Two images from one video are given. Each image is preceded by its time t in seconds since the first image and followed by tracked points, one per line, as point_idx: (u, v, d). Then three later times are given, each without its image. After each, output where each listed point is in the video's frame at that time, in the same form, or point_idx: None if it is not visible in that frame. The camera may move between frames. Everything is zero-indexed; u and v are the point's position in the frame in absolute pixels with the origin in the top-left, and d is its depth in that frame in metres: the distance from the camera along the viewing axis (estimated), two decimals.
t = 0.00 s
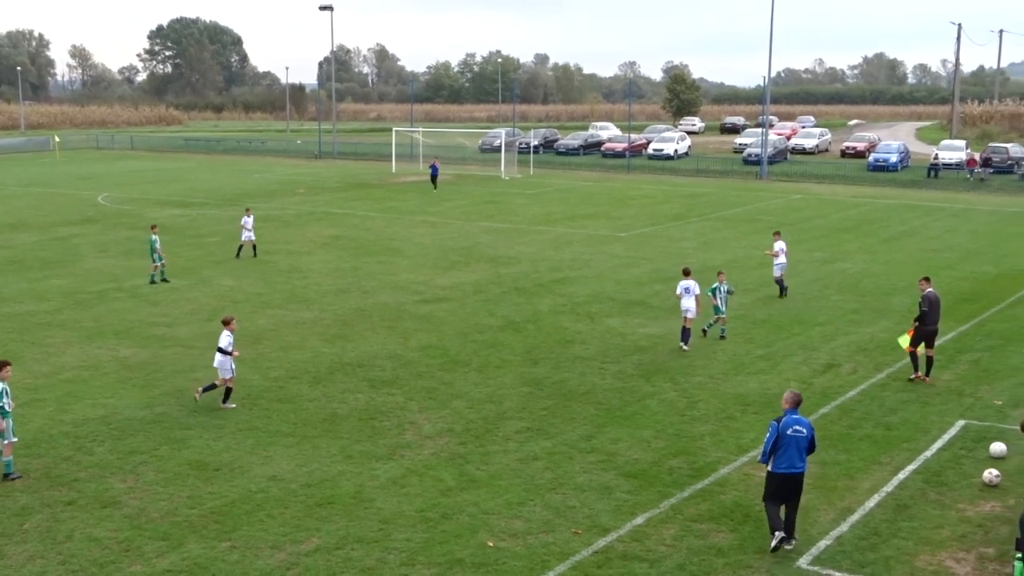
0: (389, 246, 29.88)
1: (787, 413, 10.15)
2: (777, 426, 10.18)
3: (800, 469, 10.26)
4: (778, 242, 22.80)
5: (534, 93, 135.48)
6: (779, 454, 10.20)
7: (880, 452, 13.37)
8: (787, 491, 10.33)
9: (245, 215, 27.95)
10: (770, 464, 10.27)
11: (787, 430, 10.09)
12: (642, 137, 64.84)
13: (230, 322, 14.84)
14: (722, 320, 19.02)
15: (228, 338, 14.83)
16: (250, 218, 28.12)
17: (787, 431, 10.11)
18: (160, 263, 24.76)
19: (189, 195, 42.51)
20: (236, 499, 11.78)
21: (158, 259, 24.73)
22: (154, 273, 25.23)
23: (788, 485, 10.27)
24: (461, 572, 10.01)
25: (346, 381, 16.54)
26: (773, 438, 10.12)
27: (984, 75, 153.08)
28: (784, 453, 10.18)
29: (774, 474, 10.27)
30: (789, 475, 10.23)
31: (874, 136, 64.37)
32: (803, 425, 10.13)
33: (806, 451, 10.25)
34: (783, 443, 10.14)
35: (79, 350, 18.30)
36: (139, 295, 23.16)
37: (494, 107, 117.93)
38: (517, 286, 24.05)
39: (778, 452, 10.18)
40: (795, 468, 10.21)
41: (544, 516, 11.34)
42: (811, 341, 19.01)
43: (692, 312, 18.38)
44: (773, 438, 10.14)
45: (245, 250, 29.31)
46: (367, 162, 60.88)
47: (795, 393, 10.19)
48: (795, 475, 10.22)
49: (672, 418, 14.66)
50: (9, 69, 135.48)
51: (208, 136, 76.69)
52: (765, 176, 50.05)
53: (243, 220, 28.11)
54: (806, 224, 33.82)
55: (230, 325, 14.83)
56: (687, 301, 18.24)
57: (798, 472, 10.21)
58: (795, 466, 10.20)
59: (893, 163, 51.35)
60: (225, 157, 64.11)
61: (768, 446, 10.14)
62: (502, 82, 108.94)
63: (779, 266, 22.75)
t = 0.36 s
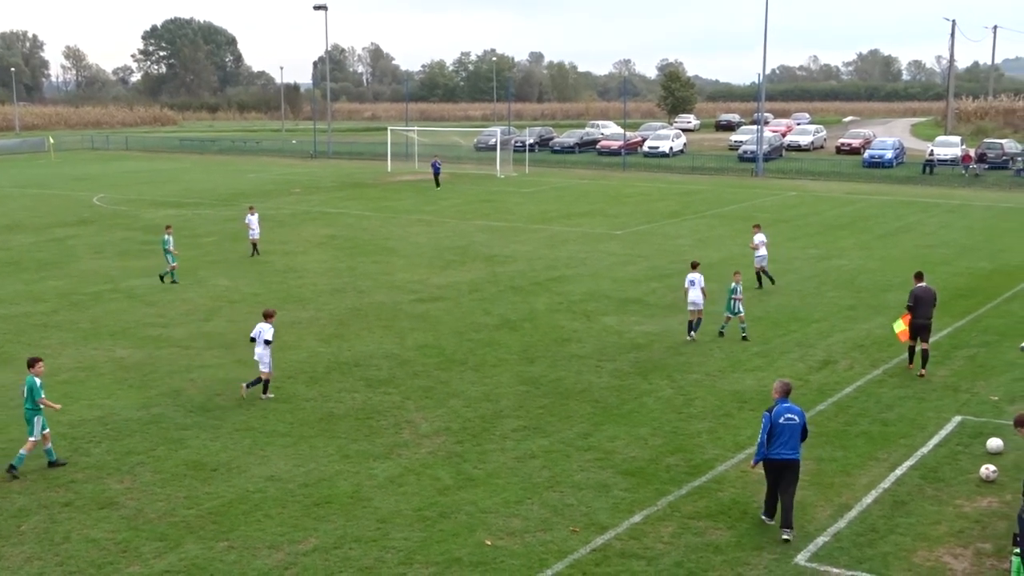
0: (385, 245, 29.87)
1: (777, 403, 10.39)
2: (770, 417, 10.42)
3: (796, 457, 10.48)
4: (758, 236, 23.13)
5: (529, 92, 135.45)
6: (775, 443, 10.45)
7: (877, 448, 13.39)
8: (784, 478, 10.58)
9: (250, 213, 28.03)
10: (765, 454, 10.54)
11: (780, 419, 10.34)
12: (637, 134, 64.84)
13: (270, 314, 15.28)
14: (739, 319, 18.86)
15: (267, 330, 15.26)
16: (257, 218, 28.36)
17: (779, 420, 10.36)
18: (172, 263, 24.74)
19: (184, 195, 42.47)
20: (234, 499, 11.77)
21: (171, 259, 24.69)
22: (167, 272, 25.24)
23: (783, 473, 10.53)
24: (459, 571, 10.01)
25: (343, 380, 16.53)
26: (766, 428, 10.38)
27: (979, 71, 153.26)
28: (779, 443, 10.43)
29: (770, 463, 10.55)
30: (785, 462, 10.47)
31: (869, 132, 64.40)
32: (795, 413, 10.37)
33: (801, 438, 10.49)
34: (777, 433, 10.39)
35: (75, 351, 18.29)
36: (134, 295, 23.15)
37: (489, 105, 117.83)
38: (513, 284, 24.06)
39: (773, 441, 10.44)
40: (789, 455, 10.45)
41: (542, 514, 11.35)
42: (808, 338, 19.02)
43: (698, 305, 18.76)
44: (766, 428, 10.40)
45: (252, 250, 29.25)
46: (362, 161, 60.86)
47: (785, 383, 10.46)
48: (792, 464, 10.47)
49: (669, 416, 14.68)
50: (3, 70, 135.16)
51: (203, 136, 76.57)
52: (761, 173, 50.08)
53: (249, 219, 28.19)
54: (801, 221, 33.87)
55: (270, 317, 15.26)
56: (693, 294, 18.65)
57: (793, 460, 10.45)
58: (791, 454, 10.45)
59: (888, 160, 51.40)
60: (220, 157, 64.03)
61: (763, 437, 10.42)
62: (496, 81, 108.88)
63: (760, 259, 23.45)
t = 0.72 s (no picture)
0: (384, 245, 29.87)
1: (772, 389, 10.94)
2: (763, 400, 10.99)
3: (788, 441, 10.99)
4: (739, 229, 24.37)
5: (526, 91, 135.38)
6: (769, 427, 11.00)
7: (876, 446, 13.39)
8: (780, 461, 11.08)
9: (255, 213, 28.10)
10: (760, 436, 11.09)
11: (772, 404, 10.88)
12: (635, 133, 64.87)
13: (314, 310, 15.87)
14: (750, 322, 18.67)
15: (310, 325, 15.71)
16: (262, 216, 28.41)
17: (772, 405, 10.90)
18: (185, 264, 24.46)
19: (181, 196, 42.44)
20: (233, 500, 11.77)
21: (183, 260, 24.37)
22: (182, 274, 25.14)
23: (776, 456, 11.04)
24: (459, 571, 10.02)
25: (342, 381, 16.52)
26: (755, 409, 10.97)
27: (977, 70, 153.40)
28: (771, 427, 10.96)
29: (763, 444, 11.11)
30: (777, 446, 10.99)
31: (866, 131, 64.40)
32: (788, 400, 10.88)
33: (796, 424, 10.99)
34: (770, 417, 10.94)
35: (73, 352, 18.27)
36: (132, 296, 23.13)
37: (487, 105, 117.84)
38: (511, 284, 24.07)
39: (766, 425, 11.00)
40: (782, 439, 10.97)
41: (541, 513, 11.35)
42: (806, 337, 19.03)
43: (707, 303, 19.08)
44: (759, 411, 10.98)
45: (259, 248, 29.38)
46: (359, 161, 60.84)
47: (781, 370, 10.98)
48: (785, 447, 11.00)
49: (668, 414, 14.69)
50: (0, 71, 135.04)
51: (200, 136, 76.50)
52: (758, 172, 50.08)
53: (255, 217, 28.22)
54: (798, 220, 33.87)
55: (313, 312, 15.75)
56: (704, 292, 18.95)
57: (786, 444, 10.96)
58: (782, 438, 10.96)
59: (886, 158, 51.42)
60: (218, 157, 63.98)
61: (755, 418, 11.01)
62: (494, 80, 108.80)
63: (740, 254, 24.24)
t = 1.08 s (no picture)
0: (381, 244, 29.84)
1: (775, 376, 11.36)
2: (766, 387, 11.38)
3: (790, 428, 11.31)
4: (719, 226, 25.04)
5: (524, 91, 135.34)
6: (769, 413, 11.35)
7: (872, 446, 13.41)
8: (779, 448, 11.41)
9: (258, 212, 28.16)
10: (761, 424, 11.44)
11: (774, 390, 11.27)
12: (632, 133, 64.85)
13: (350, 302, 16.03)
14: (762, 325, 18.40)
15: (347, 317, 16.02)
16: (266, 214, 28.57)
17: (774, 392, 11.28)
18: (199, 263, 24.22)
19: (178, 195, 42.36)
20: (229, 499, 11.75)
21: (194, 258, 24.07)
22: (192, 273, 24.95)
23: (777, 443, 11.35)
24: (454, 570, 10.01)
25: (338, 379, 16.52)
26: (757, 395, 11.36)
27: (974, 70, 153.63)
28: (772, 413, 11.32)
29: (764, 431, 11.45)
30: (779, 433, 11.31)
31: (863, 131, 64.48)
32: (790, 388, 11.24)
33: (797, 412, 11.32)
34: (772, 404, 11.29)
35: (69, 351, 18.23)
36: (129, 295, 23.08)
37: (484, 104, 117.70)
38: (508, 283, 24.06)
39: (768, 412, 11.36)
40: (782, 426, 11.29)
41: (537, 513, 11.35)
42: (803, 337, 19.05)
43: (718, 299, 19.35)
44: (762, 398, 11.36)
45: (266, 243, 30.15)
46: (356, 160, 60.79)
47: (785, 360, 11.38)
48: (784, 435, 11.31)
49: (664, 414, 14.70)
50: None
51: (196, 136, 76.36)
52: (755, 172, 50.12)
53: (260, 217, 28.41)
54: (795, 220, 33.90)
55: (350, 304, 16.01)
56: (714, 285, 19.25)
57: (786, 430, 11.28)
58: (783, 425, 11.29)
59: (882, 159, 51.52)
60: (214, 156, 63.87)
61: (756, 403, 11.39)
62: (491, 80, 108.71)
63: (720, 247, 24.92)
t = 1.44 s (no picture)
0: (378, 243, 29.82)
1: (772, 372, 11.52)
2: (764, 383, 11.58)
3: (786, 420, 11.64)
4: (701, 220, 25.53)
5: (520, 90, 135.37)
6: (769, 407, 11.59)
7: (868, 446, 13.43)
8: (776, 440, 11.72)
9: (259, 210, 28.21)
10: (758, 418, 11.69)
11: (773, 386, 11.48)
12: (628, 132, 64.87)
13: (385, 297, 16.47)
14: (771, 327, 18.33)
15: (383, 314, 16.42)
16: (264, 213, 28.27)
17: (774, 387, 11.49)
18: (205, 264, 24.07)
19: (174, 194, 42.29)
20: (225, 498, 11.74)
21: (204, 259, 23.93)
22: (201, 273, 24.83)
23: (776, 437, 11.66)
24: (451, 569, 10.01)
25: (335, 378, 16.51)
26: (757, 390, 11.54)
27: (970, 70, 153.91)
28: (770, 407, 11.57)
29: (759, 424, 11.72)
30: (777, 426, 11.63)
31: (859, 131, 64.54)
32: (787, 382, 11.50)
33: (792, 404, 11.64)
34: (772, 399, 11.52)
35: (65, 350, 18.19)
36: (125, 294, 23.04)
37: (481, 103, 117.66)
38: (505, 282, 24.05)
39: (768, 407, 11.58)
40: (779, 420, 11.58)
41: (533, 512, 11.35)
42: (799, 336, 19.07)
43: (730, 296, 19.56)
44: (762, 394, 11.55)
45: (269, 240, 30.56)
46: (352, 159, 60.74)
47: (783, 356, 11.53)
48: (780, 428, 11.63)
49: (661, 413, 14.70)
50: None
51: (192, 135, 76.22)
52: (751, 172, 50.15)
53: (261, 214, 28.45)
54: (792, 220, 33.94)
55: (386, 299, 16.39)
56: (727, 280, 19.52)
57: (785, 422, 11.60)
58: (780, 419, 11.58)
59: (879, 158, 51.59)
60: (211, 155, 63.75)
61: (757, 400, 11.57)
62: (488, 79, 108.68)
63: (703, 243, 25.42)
